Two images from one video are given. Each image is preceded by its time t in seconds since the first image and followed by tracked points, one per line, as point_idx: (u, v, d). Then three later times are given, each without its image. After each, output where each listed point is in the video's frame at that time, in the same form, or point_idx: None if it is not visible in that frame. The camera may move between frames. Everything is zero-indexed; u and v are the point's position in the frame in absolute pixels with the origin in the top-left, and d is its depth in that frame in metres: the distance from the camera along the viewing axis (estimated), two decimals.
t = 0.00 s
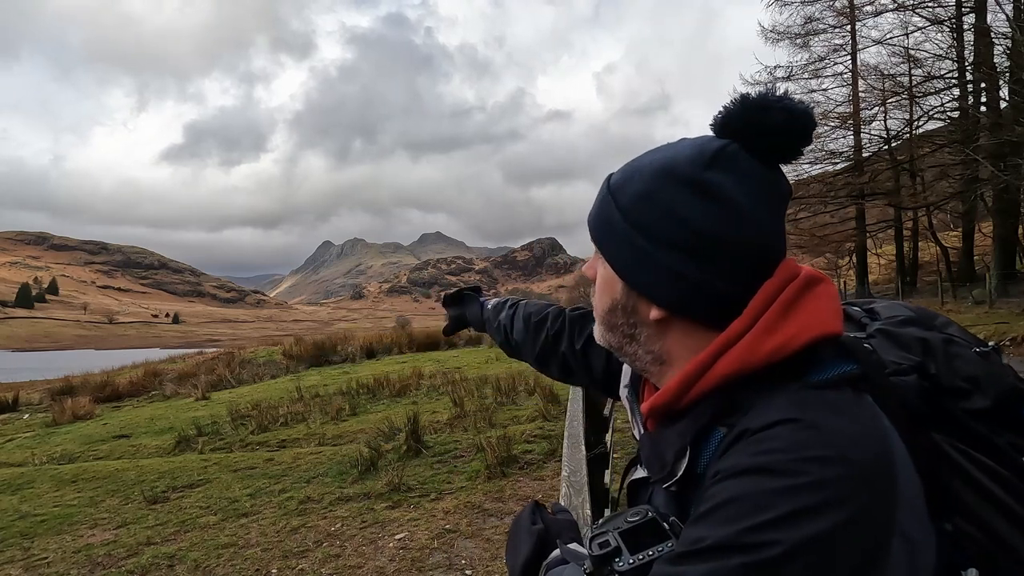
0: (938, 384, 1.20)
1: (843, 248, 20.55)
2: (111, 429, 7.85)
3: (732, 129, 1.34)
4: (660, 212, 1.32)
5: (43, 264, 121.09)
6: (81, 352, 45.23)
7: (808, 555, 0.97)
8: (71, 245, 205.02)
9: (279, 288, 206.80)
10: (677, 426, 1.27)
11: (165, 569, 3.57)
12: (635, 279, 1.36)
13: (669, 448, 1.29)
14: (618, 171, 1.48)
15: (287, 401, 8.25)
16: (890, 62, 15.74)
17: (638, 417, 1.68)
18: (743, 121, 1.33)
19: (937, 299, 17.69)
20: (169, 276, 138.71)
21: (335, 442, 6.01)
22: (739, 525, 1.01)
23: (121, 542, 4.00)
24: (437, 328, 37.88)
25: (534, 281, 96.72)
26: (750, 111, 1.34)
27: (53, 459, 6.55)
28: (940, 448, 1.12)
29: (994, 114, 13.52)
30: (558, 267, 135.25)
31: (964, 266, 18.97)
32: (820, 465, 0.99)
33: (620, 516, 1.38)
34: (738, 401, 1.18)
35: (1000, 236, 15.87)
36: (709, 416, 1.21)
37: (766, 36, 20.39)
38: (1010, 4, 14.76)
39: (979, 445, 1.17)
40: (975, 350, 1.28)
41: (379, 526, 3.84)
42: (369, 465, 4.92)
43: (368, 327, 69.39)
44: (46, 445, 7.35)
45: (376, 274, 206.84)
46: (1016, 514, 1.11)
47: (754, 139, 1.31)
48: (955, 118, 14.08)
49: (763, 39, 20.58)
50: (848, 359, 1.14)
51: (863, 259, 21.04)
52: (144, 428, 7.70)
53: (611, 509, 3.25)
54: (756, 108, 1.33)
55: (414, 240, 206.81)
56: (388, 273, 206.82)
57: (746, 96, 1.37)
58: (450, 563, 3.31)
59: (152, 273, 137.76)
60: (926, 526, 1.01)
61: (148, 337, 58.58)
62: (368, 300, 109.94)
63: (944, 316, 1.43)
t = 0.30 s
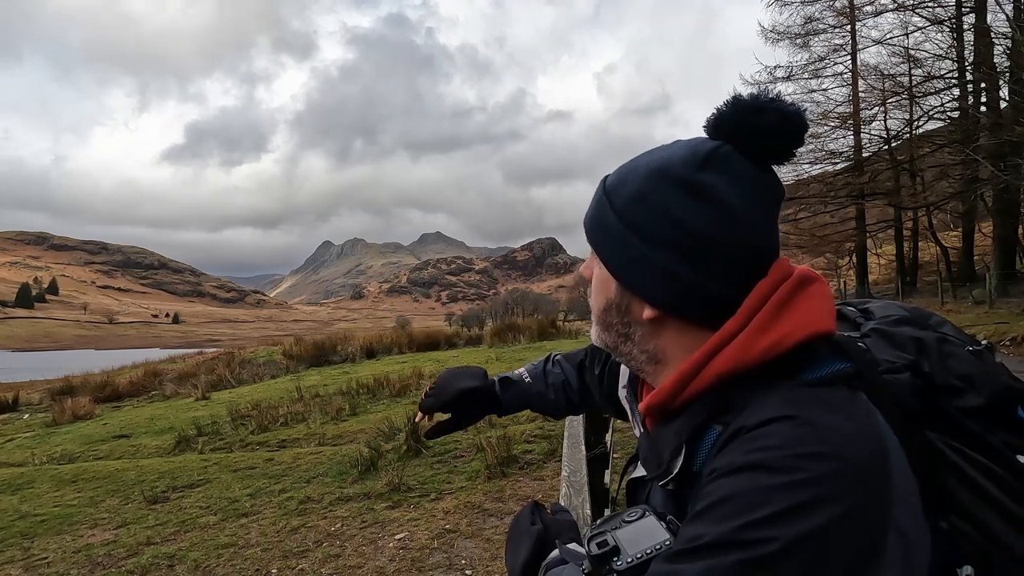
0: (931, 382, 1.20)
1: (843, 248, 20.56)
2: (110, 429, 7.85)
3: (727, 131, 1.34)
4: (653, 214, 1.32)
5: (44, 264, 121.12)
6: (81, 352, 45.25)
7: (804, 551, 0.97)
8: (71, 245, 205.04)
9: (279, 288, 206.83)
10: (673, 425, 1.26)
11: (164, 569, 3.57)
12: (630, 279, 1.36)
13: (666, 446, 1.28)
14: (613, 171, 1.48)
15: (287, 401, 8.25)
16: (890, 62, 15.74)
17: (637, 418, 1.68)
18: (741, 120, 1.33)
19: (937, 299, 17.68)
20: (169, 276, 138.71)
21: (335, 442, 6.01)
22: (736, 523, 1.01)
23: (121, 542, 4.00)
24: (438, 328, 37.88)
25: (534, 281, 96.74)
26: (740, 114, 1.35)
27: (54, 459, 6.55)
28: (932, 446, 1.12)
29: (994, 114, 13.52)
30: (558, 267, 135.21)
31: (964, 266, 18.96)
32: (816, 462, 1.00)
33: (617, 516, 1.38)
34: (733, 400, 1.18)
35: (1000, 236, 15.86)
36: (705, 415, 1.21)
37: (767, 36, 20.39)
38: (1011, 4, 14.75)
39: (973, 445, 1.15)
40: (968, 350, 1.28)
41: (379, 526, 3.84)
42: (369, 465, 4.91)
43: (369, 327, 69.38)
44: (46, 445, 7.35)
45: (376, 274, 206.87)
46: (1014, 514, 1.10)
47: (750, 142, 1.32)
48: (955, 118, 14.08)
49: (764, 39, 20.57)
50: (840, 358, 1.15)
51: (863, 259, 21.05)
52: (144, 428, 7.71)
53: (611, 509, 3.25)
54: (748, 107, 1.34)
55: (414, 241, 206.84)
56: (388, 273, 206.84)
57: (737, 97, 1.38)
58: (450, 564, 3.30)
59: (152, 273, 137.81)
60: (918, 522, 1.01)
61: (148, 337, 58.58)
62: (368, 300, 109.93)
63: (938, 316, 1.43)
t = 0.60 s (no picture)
0: (914, 377, 1.22)
1: (843, 248, 20.55)
2: (110, 429, 7.85)
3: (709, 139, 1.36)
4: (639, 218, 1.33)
5: (43, 263, 121.12)
6: (81, 352, 45.24)
7: (800, 544, 0.99)
8: (70, 245, 204.98)
9: (279, 288, 206.81)
10: (666, 424, 1.26)
11: (165, 569, 3.57)
12: (618, 282, 1.36)
13: (659, 445, 1.28)
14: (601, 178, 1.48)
15: (287, 401, 8.25)
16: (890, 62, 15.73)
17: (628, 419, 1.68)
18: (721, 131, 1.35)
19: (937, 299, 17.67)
20: (168, 275, 138.65)
21: (335, 442, 6.01)
22: (730, 518, 1.03)
23: (121, 542, 4.00)
24: (438, 327, 37.87)
25: (534, 281, 96.72)
26: (716, 126, 1.37)
27: (53, 459, 6.55)
28: (917, 438, 1.12)
29: (993, 114, 13.52)
30: (558, 267, 135.21)
31: (964, 266, 18.96)
32: (806, 455, 1.02)
33: (611, 516, 1.39)
34: (723, 397, 1.19)
35: (1000, 236, 15.85)
36: (696, 412, 1.22)
37: (766, 36, 20.37)
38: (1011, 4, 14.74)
39: (957, 437, 1.17)
40: (948, 343, 1.31)
41: (379, 526, 3.84)
42: (369, 465, 4.91)
43: (369, 327, 69.36)
44: (46, 445, 7.34)
45: (376, 274, 206.84)
46: (1001, 504, 1.10)
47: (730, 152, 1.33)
48: (955, 118, 14.08)
49: (763, 39, 20.55)
50: (825, 353, 1.16)
51: (863, 259, 21.05)
52: (144, 428, 7.70)
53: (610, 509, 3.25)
54: (729, 117, 1.36)
55: (414, 240, 206.83)
56: (388, 273, 206.81)
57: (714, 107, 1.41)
58: (449, 564, 3.29)
59: (152, 273, 137.81)
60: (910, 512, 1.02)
61: (148, 337, 58.57)
62: (368, 300, 109.91)
63: (917, 312, 1.45)
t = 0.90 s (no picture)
0: (893, 369, 1.28)
1: (843, 248, 20.55)
2: (110, 429, 7.85)
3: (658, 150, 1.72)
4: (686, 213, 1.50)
5: (43, 264, 121.16)
6: (81, 352, 45.25)
7: (796, 534, 1.03)
8: (71, 245, 204.97)
9: (279, 288, 206.83)
10: (660, 424, 1.34)
11: (165, 569, 3.56)
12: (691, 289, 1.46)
13: (654, 445, 1.34)
14: (609, 194, 1.57)
15: (287, 401, 8.25)
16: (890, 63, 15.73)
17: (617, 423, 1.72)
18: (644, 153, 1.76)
19: (937, 299, 17.67)
20: (168, 275, 138.63)
21: (335, 442, 6.01)
22: (727, 514, 1.08)
23: (121, 542, 4.00)
24: (439, 327, 37.89)
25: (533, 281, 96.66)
26: (656, 143, 1.75)
27: (54, 459, 6.55)
28: (898, 432, 1.20)
29: (993, 114, 13.51)
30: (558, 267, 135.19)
31: (964, 266, 18.95)
32: (799, 448, 1.06)
33: (606, 518, 1.41)
34: (719, 396, 1.26)
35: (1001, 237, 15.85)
36: (689, 410, 1.30)
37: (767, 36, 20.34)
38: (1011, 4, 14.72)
39: (938, 428, 1.22)
40: (924, 336, 1.35)
41: (379, 526, 3.84)
42: (369, 465, 4.91)
43: (369, 327, 69.35)
44: (46, 445, 7.34)
45: (376, 274, 206.82)
46: (981, 492, 1.15)
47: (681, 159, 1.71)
48: (955, 119, 14.08)
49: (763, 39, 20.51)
50: (809, 349, 1.23)
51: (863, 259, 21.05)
52: (145, 428, 7.71)
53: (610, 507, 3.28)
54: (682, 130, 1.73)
55: (414, 241, 206.81)
56: (388, 273, 206.80)
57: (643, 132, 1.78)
58: (449, 563, 3.29)
59: (152, 273, 137.87)
60: (897, 499, 1.08)
61: (148, 338, 58.58)
62: (368, 300, 109.90)
63: (892, 308, 1.49)
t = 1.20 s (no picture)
0: (868, 357, 1.37)
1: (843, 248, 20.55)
2: (110, 429, 7.84)
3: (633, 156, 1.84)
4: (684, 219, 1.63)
5: (44, 264, 121.22)
6: (81, 352, 45.28)
7: (782, 519, 1.12)
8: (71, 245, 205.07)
9: (279, 288, 206.85)
10: (653, 428, 1.46)
11: (165, 569, 3.56)
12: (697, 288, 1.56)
13: (648, 448, 1.45)
14: (614, 197, 1.63)
15: (287, 401, 8.25)
16: (890, 63, 15.72)
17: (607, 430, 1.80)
18: (624, 155, 1.84)
19: (937, 299, 17.66)
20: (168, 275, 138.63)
21: (335, 442, 6.01)
22: (719, 504, 1.18)
23: (121, 542, 4.00)
24: (439, 327, 37.89)
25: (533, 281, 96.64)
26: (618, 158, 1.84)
27: (53, 459, 6.54)
28: (876, 418, 1.30)
29: (993, 114, 13.52)
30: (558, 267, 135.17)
31: (965, 266, 18.94)
32: (782, 436, 1.16)
33: (600, 518, 1.49)
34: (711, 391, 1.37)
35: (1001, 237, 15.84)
36: (682, 412, 1.42)
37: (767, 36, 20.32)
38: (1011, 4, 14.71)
39: (914, 414, 1.32)
40: (892, 324, 1.46)
41: (379, 526, 3.84)
42: (369, 465, 4.91)
43: (368, 327, 69.34)
44: (46, 445, 7.34)
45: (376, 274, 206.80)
46: (959, 473, 1.24)
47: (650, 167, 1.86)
48: (955, 118, 14.07)
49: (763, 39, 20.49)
50: (790, 342, 1.33)
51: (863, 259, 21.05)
52: (144, 428, 7.70)
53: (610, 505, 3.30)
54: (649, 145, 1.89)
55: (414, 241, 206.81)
56: (388, 273, 206.78)
57: (617, 138, 1.87)
58: (449, 563, 3.29)
59: (153, 273, 137.95)
60: (877, 480, 1.18)
61: (148, 338, 58.57)
62: (368, 300, 109.85)
63: (862, 299, 1.60)
